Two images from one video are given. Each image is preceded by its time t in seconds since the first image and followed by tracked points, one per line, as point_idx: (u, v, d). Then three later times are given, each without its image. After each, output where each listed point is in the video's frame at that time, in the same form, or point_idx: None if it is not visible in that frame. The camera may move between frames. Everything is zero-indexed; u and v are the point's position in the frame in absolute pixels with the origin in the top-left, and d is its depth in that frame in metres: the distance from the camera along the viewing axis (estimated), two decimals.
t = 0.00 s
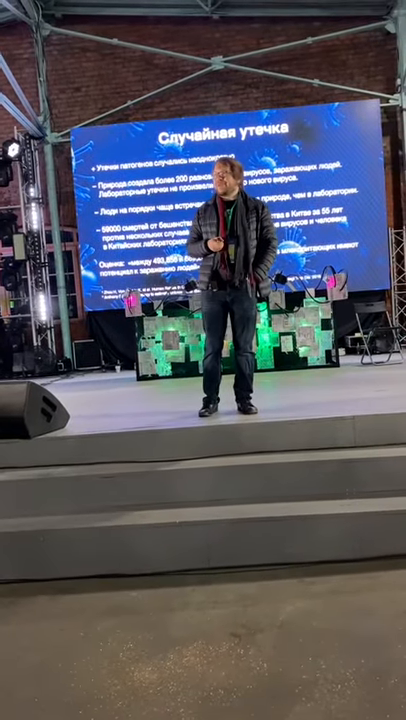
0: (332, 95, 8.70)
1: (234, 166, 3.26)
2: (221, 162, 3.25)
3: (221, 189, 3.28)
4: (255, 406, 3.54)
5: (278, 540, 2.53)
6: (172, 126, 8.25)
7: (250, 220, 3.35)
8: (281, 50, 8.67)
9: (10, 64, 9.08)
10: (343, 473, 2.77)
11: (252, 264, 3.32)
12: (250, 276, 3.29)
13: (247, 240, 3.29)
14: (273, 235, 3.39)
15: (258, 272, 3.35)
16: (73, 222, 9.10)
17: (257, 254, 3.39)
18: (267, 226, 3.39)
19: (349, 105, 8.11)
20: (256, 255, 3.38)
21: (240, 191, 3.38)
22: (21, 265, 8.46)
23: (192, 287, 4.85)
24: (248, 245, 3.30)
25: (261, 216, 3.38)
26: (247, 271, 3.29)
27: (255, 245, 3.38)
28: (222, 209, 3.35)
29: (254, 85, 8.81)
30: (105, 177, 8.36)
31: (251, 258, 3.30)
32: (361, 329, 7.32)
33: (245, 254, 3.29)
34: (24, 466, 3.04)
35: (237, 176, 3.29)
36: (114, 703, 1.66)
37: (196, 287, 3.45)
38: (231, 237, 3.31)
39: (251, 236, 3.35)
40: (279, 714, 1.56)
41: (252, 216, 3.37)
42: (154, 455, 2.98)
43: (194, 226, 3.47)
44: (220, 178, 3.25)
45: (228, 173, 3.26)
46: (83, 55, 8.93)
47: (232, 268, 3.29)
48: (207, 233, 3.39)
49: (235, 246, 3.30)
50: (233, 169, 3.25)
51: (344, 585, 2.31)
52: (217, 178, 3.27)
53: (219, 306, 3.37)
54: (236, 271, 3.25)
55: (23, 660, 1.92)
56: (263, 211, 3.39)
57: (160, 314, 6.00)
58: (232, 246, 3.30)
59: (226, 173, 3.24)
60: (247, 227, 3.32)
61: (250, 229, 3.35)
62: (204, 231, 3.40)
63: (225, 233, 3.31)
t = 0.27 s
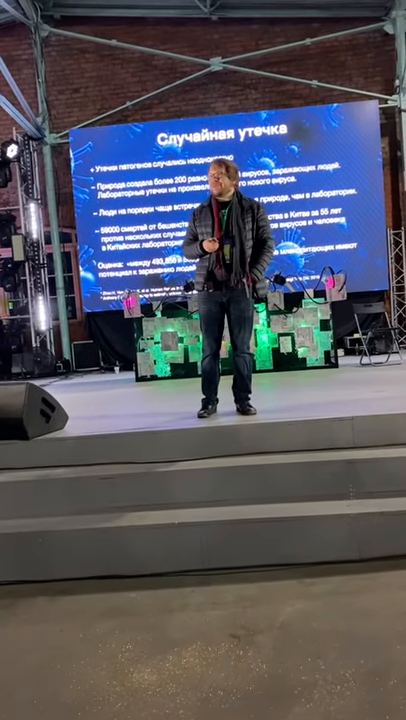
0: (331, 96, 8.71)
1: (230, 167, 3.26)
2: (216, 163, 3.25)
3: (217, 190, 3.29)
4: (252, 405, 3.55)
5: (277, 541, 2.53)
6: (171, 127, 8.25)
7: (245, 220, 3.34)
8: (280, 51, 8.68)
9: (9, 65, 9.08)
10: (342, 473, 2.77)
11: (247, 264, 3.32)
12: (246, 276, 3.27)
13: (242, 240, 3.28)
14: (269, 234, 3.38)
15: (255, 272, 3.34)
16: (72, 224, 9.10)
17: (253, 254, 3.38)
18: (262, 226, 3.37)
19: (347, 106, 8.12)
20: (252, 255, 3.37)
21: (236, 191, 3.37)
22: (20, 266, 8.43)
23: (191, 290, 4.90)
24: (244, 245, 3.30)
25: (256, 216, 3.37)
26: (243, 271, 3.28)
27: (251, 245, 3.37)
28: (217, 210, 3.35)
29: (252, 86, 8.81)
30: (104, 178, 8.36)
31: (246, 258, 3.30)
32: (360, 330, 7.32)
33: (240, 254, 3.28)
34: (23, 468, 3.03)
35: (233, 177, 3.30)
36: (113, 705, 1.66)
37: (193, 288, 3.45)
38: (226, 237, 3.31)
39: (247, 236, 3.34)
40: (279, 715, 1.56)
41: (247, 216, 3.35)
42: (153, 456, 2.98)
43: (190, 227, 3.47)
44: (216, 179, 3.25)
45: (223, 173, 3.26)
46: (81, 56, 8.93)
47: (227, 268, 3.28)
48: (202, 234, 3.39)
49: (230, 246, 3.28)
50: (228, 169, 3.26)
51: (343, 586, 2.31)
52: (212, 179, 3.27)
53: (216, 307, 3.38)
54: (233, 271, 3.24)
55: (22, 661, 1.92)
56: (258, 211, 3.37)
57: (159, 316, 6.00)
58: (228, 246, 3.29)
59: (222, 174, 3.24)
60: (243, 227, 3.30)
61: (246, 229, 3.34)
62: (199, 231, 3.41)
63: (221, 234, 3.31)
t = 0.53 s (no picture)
0: (330, 96, 8.72)
1: (227, 167, 3.26)
2: (213, 164, 3.24)
3: (214, 191, 3.28)
4: (252, 406, 3.56)
5: (277, 541, 2.53)
6: (170, 127, 8.26)
7: (242, 220, 3.34)
8: (279, 51, 8.68)
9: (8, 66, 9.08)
10: (341, 473, 2.77)
11: (244, 264, 3.31)
12: (242, 276, 3.27)
13: (239, 240, 3.28)
14: (266, 234, 3.36)
15: (252, 272, 3.32)
16: (72, 225, 9.10)
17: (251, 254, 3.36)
18: (260, 226, 3.36)
19: (347, 106, 8.12)
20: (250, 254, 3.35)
21: (233, 191, 3.37)
22: (19, 267, 8.42)
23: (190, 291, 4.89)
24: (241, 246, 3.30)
25: (254, 216, 3.36)
26: (239, 271, 3.28)
27: (248, 245, 3.36)
28: (214, 211, 3.34)
29: (252, 86, 8.82)
30: (103, 179, 8.36)
31: (243, 258, 3.29)
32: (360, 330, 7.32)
33: (237, 253, 3.29)
34: (23, 468, 3.03)
35: (229, 177, 3.29)
36: (113, 705, 1.66)
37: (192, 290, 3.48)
38: (223, 237, 3.32)
39: (244, 236, 3.33)
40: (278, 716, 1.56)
41: (244, 216, 3.35)
42: (153, 456, 2.98)
43: (188, 227, 3.48)
44: (213, 179, 3.24)
45: (220, 174, 3.25)
46: (81, 56, 8.93)
47: (224, 268, 3.30)
48: (200, 235, 3.39)
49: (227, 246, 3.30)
50: (225, 169, 3.25)
51: (343, 587, 2.30)
52: (209, 180, 3.26)
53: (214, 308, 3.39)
54: (229, 271, 3.26)
55: (21, 662, 1.92)
56: (256, 211, 3.37)
57: (158, 316, 6.00)
58: (225, 246, 3.31)
59: (218, 175, 3.24)
60: (240, 227, 3.31)
61: (243, 229, 3.33)
62: (197, 232, 3.41)
63: (218, 234, 3.31)
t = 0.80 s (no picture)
0: (330, 97, 8.72)
1: (225, 167, 3.24)
2: (212, 164, 3.23)
3: (212, 191, 3.27)
4: (252, 406, 3.55)
5: (277, 542, 2.52)
6: (170, 127, 8.26)
7: (241, 220, 3.34)
8: (279, 52, 8.69)
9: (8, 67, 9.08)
10: (341, 473, 2.77)
11: (243, 264, 3.31)
12: (240, 276, 3.27)
13: (237, 240, 3.28)
14: (265, 234, 3.36)
15: (251, 273, 3.32)
16: (72, 225, 9.10)
17: (250, 254, 3.36)
18: (259, 226, 3.37)
19: (347, 106, 8.12)
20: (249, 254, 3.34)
21: (231, 192, 3.37)
22: (19, 267, 8.42)
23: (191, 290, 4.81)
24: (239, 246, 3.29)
25: (252, 216, 3.37)
26: (237, 271, 3.27)
27: (247, 245, 3.35)
28: (212, 211, 3.35)
29: (252, 86, 8.82)
30: (103, 180, 8.36)
31: (241, 258, 3.28)
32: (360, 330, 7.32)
33: (235, 253, 3.28)
34: (23, 469, 3.03)
35: (228, 178, 3.28)
36: (113, 705, 1.66)
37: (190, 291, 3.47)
38: (222, 237, 3.31)
39: (242, 236, 3.33)
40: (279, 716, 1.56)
41: (243, 216, 3.35)
42: (153, 456, 2.98)
43: (187, 228, 3.48)
44: (211, 179, 3.24)
45: (219, 174, 3.25)
46: (81, 57, 8.93)
47: (223, 268, 3.29)
48: (199, 235, 3.39)
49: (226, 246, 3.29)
50: (224, 169, 3.24)
51: (344, 587, 2.30)
52: (208, 180, 3.26)
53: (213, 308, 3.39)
54: (228, 271, 3.25)
55: (21, 662, 1.92)
56: (254, 211, 3.37)
57: (158, 317, 6.01)
58: (223, 246, 3.30)
59: (217, 175, 3.23)
60: (238, 227, 3.30)
61: (242, 229, 3.33)
62: (196, 232, 3.41)
63: (217, 234, 3.31)
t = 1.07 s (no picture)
0: (331, 97, 8.72)
1: (225, 167, 3.23)
2: (212, 163, 3.21)
3: (211, 190, 3.27)
4: (252, 406, 3.55)
5: (278, 542, 2.52)
6: (171, 127, 8.26)
7: (240, 220, 3.33)
8: (279, 52, 8.68)
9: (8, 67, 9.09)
10: (341, 473, 2.77)
11: (242, 263, 3.32)
12: (240, 276, 3.27)
13: (236, 240, 3.28)
14: (264, 234, 3.35)
15: (250, 273, 3.33)
16: (72, 225, 9.10)
17: (249, 253, 3.36)
18: (258, 226, 3.35)
19: (347, 106, 8.12)
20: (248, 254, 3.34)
21: (230, 191, 3.35)
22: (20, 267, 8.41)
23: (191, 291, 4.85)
24: (238, 245, 3.29)
25: (251, 216, 3.36)
26: (237, 270, 3.26)
27: (246, 245, 3.36)
28: (211, 210, 3.34)
29: (252, 86, 8.82)
30: (104, 180, 8.36)
31: (241, 258, 3.29)
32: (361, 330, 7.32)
33: (234, 253, 3.28)
34: (23, 469, 3.03)
35: (228, 178, 3.25)
36: (113, 705, 1.66)
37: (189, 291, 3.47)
38: (221, 237, 3.34)
39: (241, 236, 3.33)
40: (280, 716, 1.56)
41: (242, 216, 3.35)
42: (154, 457, 2.98)
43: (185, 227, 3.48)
44: (210, 179, 3.23)
45: (218, 174, 3.23)
46: (81, 57, 8.93)
47: (221, 268, 3.31)
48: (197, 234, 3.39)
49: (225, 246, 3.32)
50: (224, 169, 3.22)
51: (344, 587, 2.30)
52: (207, 180, 3.25)
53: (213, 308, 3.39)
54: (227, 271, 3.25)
55: (22, 662, 1.92)
56: (253, 210, 3.36)
57: (159, 317, 6.01)
58: (223, 246, 3.34)
59: (216, 175, 3.21)
60: (237, 226, 3.30)
61: (241, 229, 3.33)
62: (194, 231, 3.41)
63: (215, 233, 3.33)
